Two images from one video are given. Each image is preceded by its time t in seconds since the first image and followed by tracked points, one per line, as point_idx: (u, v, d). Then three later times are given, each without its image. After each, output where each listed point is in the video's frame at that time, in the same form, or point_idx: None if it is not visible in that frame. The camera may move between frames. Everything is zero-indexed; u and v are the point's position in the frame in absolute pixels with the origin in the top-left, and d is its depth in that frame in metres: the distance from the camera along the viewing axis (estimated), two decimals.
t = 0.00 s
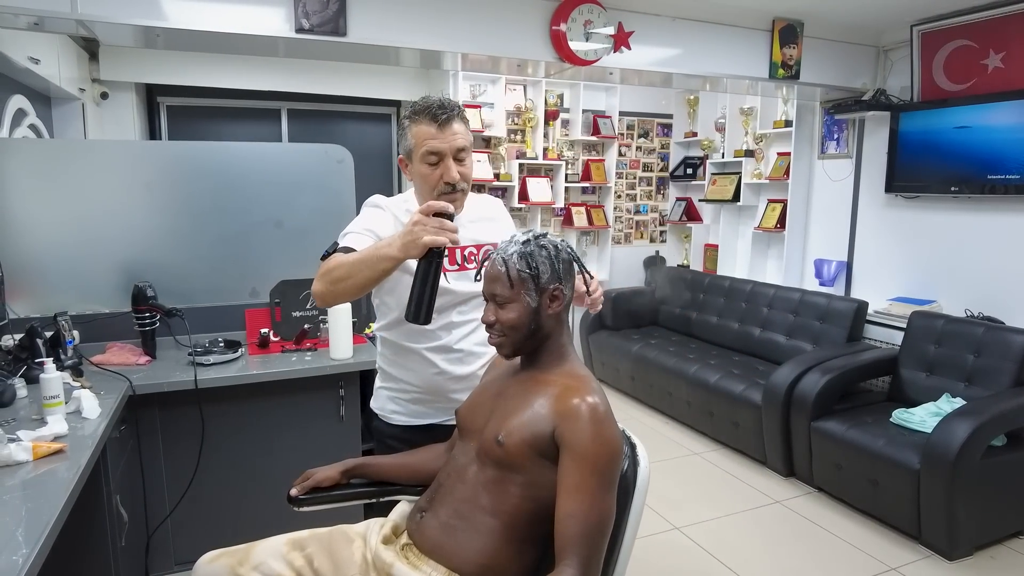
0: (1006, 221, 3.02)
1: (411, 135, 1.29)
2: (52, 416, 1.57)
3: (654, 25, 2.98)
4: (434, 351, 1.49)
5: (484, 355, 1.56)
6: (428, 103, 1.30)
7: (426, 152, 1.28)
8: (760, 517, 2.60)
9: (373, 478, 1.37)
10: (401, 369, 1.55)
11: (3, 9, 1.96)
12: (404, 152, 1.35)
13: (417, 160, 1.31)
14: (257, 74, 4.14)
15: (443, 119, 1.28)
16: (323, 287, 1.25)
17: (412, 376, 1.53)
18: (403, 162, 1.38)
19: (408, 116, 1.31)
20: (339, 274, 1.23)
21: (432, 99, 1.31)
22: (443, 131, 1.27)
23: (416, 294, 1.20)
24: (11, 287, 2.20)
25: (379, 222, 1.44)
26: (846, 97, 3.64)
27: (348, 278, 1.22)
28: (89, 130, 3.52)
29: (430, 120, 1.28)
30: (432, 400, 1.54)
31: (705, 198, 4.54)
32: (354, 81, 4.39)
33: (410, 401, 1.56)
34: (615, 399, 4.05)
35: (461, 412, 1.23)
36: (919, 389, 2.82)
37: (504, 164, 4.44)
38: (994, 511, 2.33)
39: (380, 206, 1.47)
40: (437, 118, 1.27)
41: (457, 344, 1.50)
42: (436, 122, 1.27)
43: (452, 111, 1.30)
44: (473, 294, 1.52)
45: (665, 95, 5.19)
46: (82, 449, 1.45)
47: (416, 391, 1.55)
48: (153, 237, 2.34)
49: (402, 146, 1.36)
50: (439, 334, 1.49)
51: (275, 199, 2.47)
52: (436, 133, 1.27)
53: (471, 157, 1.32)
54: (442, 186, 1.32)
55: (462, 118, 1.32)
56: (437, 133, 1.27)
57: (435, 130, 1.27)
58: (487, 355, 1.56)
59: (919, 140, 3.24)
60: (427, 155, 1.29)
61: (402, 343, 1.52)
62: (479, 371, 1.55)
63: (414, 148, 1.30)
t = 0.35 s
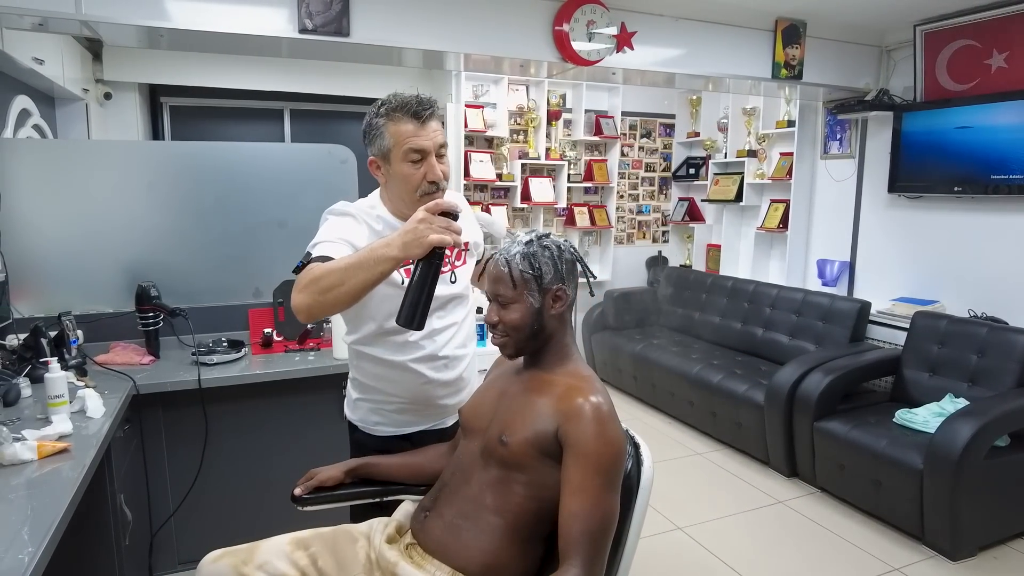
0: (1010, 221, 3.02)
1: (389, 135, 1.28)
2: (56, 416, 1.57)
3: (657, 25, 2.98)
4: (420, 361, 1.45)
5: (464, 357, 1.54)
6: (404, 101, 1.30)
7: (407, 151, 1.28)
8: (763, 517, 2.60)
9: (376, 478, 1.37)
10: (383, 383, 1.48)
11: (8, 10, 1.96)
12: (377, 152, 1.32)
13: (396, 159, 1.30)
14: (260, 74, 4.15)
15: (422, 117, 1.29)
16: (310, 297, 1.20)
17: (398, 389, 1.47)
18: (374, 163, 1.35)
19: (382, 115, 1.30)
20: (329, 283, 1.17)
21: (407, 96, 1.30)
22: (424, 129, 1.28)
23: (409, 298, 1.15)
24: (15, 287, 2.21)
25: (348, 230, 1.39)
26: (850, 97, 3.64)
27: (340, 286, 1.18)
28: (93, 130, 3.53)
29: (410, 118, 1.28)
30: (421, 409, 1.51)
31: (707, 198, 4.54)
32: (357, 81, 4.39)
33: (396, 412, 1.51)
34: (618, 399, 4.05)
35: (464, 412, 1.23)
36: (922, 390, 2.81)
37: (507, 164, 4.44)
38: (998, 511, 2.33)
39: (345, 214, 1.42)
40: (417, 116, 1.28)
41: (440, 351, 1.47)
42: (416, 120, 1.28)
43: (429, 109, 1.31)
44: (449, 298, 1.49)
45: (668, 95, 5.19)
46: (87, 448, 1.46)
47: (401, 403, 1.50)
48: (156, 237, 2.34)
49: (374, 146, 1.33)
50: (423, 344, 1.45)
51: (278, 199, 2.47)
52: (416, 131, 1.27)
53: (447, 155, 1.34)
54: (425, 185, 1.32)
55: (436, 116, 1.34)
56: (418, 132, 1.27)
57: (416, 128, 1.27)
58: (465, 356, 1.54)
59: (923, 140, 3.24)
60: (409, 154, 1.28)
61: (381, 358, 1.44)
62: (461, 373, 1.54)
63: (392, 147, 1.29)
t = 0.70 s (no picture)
0: (1013, 220, 3.01)
1: (396, 128, 1.27)
2: (59, 415, 1.57)
3: (659, 25, 2.98)
4: (405, 361, 1.45)
5: (443, 356, 1.56)
6: (411, 98, 1.30)
7: (412, 147, 1.28)
8: (766, 517, 2.60)
9: (377, 477, 1.37)
10: (368, 386, 1.46)
11: (11, 10, 1.97)
12: (377, 145, 1.30)
13: (398, 154, 1.29)
14: (263, 74, 4.15)
15: (429, 117, 1.30)
16: (306, 266, 1.16)
17: (385, 390, 1.47)
18: (369, 155, 1.32)
19: (387, 108, 1.28)
20: (328, 249, 1.15)
21: (414, 93, 1.31)
22: (431, 129, 1.30)
23: (416, 270, 1.15)
24: (18, 287, 2.21)
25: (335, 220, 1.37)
26: (852, 96, 3.63)
27: (340, 254, 1.15)
28: (96, 130, 3.54)
29: (418, 115, 1.29)
30: (408, 411, 1.51)
31: (709, 198, 4.54)
32: (359, 81, 4.40)
33: (382, 415, 1.50)
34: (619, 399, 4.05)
35: (466, 412, 1.23)
36: (924, 389, 2.81)
37: (509, 164, 4.44)
38: (1001, 512, 2.32)
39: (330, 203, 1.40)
40: (425, 116, 1.29)
41: (423, 350, 1.49)
42: (423, 119, 1.29)
43: (433, 110, 1.32)
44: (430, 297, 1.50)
45: (670, 95, 5.19)
46: (90, 448, 1.46)
47: (389, 405, 1.49)
48: (159, 236, 2.35)
49: (373, 138, 1.30)
50: (408, 344, 1.46)
51: (280, 198, 2.48)
52: (422, 129, 1.29)
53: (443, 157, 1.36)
54: (421, 184, 1.33)
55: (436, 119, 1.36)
56: (425, 130, 1.29)
57: (423, 126, 1.29)
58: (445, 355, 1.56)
59: (925, 139, 3.24)
60: (413, 150, 1.28)
61: (366, 360, 1.43)
62: (443, 372, 1.56)
63: (396, 141, 1.28)
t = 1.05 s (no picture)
0: (1017, 221, 3.00)
1: (415, 121, 1.32)
2: (63, 415, 1.58)
3: (662, 25, 2.98)
4: (408, 351, 1.48)
5: (451, 356, 1.58)
6: (434, 95, 1.34)
7: (428, 139, 1.32)
8: (768, 518, 2.60)
9: (381, 477, 1.37)
10: (370, 376, 1.48)
11: (14, 10, 1.97)
12: (399, 136, 1.35)
13: (416, 146, 1.33)
14: (266, 74, 4.16)
15: (449, 114, 1.33)
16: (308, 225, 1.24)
17: (386, 382, 1.48)
18: (392, 146, 1.38)
19: (410, 103, 1.33)
20: (329, 212, 1.22)
21: (439, 92, 1.35)
22: (449, 125, 1.33)
23: (410, 243, 1.12)
24: (22, 287, 2.21)
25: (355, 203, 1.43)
26: (855, 96, 3.63)
27: (340, 218, 1.22)
28: (99, 130, 3.54)
29: (438, 112, 1.32)
30: (407, 406, 1.51)
31: (712, 198, 4.54)
32: (361, 81, 4.40)
33: (382, 410, 1.51)
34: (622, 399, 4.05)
35: (470, 411, 1.23)
36: (928, 390, 2.80)
37: (511, 164, 4.45)
38: (1005, 512, 2.32)
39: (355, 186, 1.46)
40: (445, 112, 1.33)
41: (428, 344, 1.51)
42: (443, 115, 1.33)
43: (457, 108, 1.35)
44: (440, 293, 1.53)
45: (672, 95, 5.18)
46: (94, 447, 1.46)
47: (389, 399, 1.50)
48: (162, 236, 2.35)
49: (395, 130, 1.36)
50: (413, 335, 1.48)
51: (282, 198, 2.48)
52: (441, 125, 1.32)
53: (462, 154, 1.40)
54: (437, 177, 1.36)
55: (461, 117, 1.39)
56: (444, 125, 1.32)
57: (442, 121, 1.32)
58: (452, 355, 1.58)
59: (928, 139, 3.23)
60: (430, 143, 1.32)
61: (370, 345, 1.47)
62: (448, 372, 1.57)
63: (414, 133, 1.33)
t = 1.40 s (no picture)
0: (1020, 221, 2.99)
1: (431, 124, 1.36)
2: (67, 414, 1.58)
3: (665, 25, 2.97)
4: (415, 343, 1.50)
5: (462, 353, 1.59)
6: (452, 99, 1.38)
7: (441, 141, 1.35)
8: (771, 518, 2.59)
9: (384, 477, 1.37)
10: (378, 365, 1.51)
11: (17, 10, 1.97)
12: (418, 138, 1.40)
13: (431, 146, 1.37)
14: (268, 74, 4.16)
15: (464, 117, 1.36)
16: (317, 221, 1.29)
17: (392, 372, 1.50)
18: (411, 148, 1.42)
19: (430, 106, 1.38)
20: (336, 210, 1.26)
21: (457, 97, 1.39)
22: (464, 127, 1.36)
23: (410, 242, 1.19)
24: (25, 287, 2.22)
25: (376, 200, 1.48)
26: (858, 96, 3.62)
27: (344, 216, 1.26)
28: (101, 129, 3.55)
29: (454, 114, 1.36)
30: (413, 398, 1.53)
31: (715, 197, 4.53)
32: (364, 81, 4.40)
33: (388, 399, 1.52)
34: (624, 399, 4.04)
35: (472, 410, 1.23)
36: (931, 390, 2.80)
37: (513, 164, 4.45)
38: (1009, 513, 2.31)
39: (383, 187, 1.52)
40: (460, 115, 1.36)
41: (436, 338, 1.53)
42: (458, 118, 1.36)
43: (473, 112, 1.38)
44: (452, 292, 1.55)
45: (675, 95, 5.18)
46: (97, 446, 1.47)
47: (395, 389, 1.51)
48: (165, 236, 2.35)
49: (415, 132, 1.41)
50: (422, 328, 1.50)
51: (285, 198, 2.48)
52: (456, 127, 1.36)
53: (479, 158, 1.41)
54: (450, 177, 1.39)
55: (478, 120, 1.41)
56: (458, 128, 1.36)
57: (456, 122, 1.35)
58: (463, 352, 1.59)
59: (931, 139, 3.22)
60: (443, 143, 1.35)
61: (380, 334, 1.50)
62: (455, 368, 1.57)
63: (430, 134, 1.37)
